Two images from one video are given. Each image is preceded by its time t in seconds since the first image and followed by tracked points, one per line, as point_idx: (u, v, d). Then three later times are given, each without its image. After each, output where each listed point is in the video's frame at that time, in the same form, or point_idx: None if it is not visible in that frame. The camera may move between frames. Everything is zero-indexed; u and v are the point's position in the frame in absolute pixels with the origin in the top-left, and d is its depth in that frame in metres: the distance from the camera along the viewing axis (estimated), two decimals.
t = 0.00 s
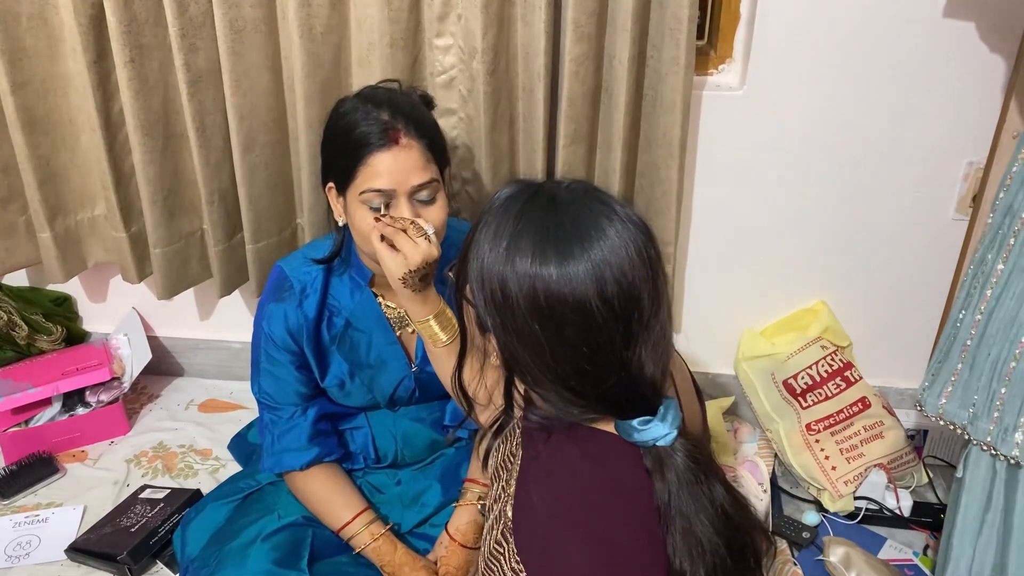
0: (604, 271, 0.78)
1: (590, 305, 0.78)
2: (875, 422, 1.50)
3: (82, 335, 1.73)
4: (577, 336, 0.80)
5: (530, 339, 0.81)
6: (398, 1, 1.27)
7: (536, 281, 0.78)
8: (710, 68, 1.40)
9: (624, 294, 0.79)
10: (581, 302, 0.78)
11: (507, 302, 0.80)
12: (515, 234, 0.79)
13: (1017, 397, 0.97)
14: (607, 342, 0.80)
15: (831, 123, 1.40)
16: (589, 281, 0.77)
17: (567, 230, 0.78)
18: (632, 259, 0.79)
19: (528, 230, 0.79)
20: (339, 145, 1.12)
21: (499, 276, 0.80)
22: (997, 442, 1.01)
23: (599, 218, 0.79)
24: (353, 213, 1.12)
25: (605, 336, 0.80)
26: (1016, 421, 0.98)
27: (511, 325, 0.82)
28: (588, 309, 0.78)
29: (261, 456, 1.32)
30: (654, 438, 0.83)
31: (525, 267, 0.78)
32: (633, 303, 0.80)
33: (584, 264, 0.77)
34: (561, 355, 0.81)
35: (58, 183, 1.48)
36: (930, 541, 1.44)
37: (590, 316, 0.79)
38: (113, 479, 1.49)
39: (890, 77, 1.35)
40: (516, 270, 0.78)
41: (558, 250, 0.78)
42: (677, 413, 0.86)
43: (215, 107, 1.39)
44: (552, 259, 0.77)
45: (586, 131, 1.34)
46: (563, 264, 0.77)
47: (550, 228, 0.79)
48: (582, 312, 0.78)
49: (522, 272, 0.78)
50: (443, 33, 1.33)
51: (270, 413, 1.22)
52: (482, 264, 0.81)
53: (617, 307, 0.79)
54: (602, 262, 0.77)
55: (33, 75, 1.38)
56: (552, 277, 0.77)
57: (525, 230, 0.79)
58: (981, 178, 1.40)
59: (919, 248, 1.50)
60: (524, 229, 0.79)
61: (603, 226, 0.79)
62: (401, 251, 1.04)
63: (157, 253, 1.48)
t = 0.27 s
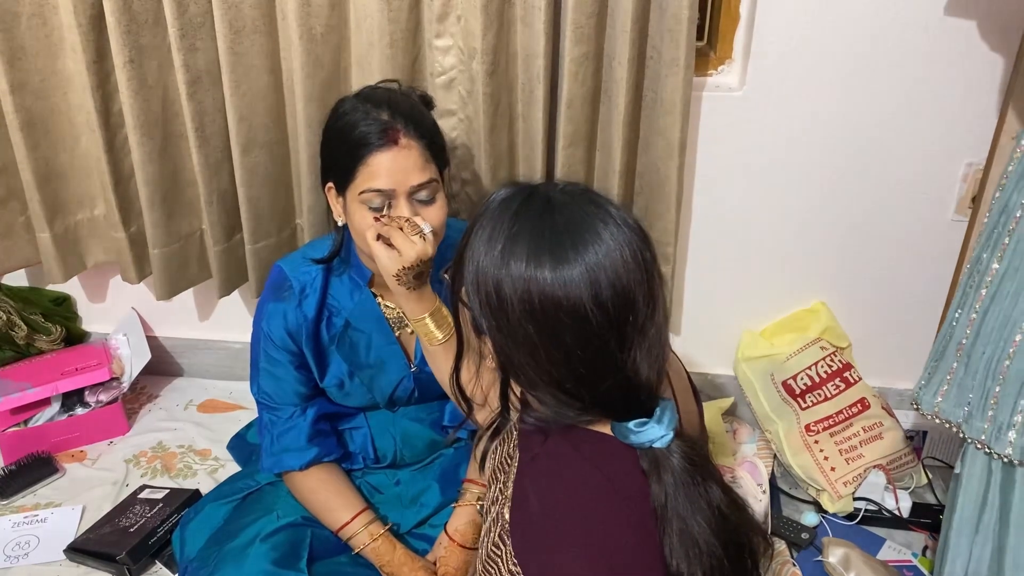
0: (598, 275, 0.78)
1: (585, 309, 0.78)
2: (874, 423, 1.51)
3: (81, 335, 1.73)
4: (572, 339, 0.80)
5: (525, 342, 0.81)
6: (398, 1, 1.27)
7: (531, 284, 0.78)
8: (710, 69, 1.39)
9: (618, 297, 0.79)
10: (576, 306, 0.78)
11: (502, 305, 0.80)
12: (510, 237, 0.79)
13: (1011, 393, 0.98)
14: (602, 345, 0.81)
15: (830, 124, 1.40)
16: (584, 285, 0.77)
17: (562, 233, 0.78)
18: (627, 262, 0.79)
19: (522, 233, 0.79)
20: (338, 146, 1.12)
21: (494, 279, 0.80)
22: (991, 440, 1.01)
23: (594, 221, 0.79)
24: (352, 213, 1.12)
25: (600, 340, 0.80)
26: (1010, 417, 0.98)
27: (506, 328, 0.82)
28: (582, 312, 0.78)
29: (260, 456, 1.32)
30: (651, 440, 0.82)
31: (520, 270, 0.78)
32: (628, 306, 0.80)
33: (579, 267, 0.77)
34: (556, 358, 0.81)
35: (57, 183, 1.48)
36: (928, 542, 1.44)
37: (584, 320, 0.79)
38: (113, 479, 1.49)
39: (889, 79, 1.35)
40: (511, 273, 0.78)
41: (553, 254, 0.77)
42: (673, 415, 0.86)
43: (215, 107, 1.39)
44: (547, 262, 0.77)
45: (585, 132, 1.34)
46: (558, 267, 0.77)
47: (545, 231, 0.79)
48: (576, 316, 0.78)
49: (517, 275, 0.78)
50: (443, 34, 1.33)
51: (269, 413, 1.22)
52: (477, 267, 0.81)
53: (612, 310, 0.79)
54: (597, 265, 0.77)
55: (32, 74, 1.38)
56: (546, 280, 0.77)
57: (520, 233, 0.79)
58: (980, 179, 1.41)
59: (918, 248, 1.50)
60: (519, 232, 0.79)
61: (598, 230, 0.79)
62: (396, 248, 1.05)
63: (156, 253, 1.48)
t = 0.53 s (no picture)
0: (596, 275, 0.78)
1: (583, 309, 0.78)
2: (873, 423, 1.51)
3: (81, 335, 1.73)
4: (570, 339, 0.80)
5: (523, 342, 0.82)
6: (398, 2, 1.27)
7: (530, 284, 0.78)
8: (709, 70, 1.39)
9: (616, 298, 0.79)
10: (574, 306, 0.78)
11: (500, 305, 0.80)
12: (509, 238, 0.79)
13: (1006, 390, 0.98)
14: (600, 345, 0.81)
15: (829, 125, 1.40)
16: (582, 285, 0.78)
17: (560, 233, 0.78)
18: (624, 262, 0.79)
19: (520, 233, 0.79)
20: (338, 146, 1.12)
21: (492, 279, 0.80)
22: (986, 438, 1.02)
23: (592, 221, 0.80)
24: (351, 212, 1.12)
25: (598, 340, 0.80)
26: (1005, 414, 0.99)
27: (504, 328, 0.82)
28: (580, 313, 0.78)
29: (259, 456, 1.32)
30: (648, 440, 0.82)
31: (518, 271, 0.78)
32: (625, 306, 0.80)
33: (576, 268, 0.77)
34: (554, 359, 0.82)
35: (58, 182, 1.49)
36: (927, 542, 1.44)
37: (582, 320, 0.79)
38: (112, 478, 1.50)
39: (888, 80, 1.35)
40: (509, 274, 0.79)
41: (550, 254, 0.78)
42: (670, 414, 0.85)
43: (215, 108, 1.39)
44: (544, 263, 0.78)
45: (585, 133, 1.34)
46: (556, 267, 0.77)
47: (543, 232, 0.79)
48: (574, 316, 0.79)
49: (515, 276, 0.78)
50: (443, 35, 1.33)
51: (269, 413, 1.22)
52: (476, 267, 0.81)
53: (609, 310, 0.79)
54: (594, 266, 0.78)
55: (33, 74, 1.39)
56: (544, 280, 0.78)
57: (518, 233, 0.79)
58: (979, 180, 1.41)
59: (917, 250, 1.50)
60: (517, 232, 0.79)
61: (595, 230, 0.79)
62: (387, 252, 1.07)
63: (156, 252, 1.48)
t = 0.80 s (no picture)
0: (597, 275, 0.78)
1: (583, 309, 0.78)
2: (872, 424, 1.51)
3: (80, 334, 1.73)
4: (570, 340, 0.80)
5: (523, 343, 0.81)
6: (398, 2, 1.27)
7: (530, 284, 0.78)
8: (709, 70, 1.39)
9: (617, 298, 0.79)
10: (574, 307, 0.78)
11: (501, 305, 0.80)
12: (509, 238, 0.79)
13: (1011, 397, 0.99)
14: (600, 346, 0.81)
15: (830, 126, 1.40)
16: (582, 285, 0.78)
17: (560, 233, 0.78)
18: (625, 263, 0.79)
19: (520, 233, 0.79)
20: (338, 145, 1.11)
21: (492, 279, 0.80)
22: (991, 442, 1.02)
23: (592, 221, 0.80)
24: (350, 211, 1.12)
25: (598, 340, 0.80)
26: (1010, 420, 0.99)
27: (504, 329, 0.82)
28: (580, 313, 0.78)
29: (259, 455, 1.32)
30: (648, 440, 0.82)
31: (518, 271, 0.78)
32: (626, 307, 0.80)
33: (577, 268, 0.77)
34: (554, 359, 0.82)
35: (57, 181, 1.48)
36: (926, 543, 1.44)
37: (582, 321, 0.79)
38: (111, 477, 1.50)
39: (888, 81, 1.35)
40: (509, 274, 0.79)
41: (551, 255, 0.78)
42: (670, 415, 0.85)
43: (214, 107, 1.39)
44: (545, 263, 0.78)
45: (584, 133, 1.34)
46: (557, 267, 0.77)
47: (543, 232, 0.79)
48: (574, 316, 0.79)
49: (515, 276, 0.78)
50: (443, 35, 1.33)
51: (268, 412, 1.22)
52: (476, 267, 0.81)
53: (609, 310, 0.79)
54: (595, 266, 0.78)
55: (32, 73, 1.38)
56: (545, 281, 0.78)
57: (519, 234, 0.79)
58: (979, 181, 1.41)
59: (916, 250, 1.50)
60: (518, 232, 0.79)
61: (596, 230, 0.79)
62: (390, 250, 1.07)
63: (155, 252, 1.48)
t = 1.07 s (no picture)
0: (599, 274, 0.78)
1: (586, 309, 0.78)
2: (872, 424, 1.51)
3: (80, 333, 1.73)
4: (572, 339, 0.80)
5: (525, 342, 0.82)
6: (399, 1, 1.27)
7: (532, 283, 0.78)
8: (710, 70, 1.40)
9: (619, 298, 0.79)
10: (576, 306, 0.78)
11: (503, 304, 0.80)
12: (512, 237, 0.79)
13: (1010, 398, 0.99)
14: (602, 345, 0.81)
15: (831, 126, 1.40)
16: (584, 285, 0.78)
17: (562, 232, 0.78)
18: (627, 262, 0.79)
19: (523, 232, 0.79)
20: (339, 145, 1.12)
21: (495, 278, 0.80)
22: (992, 443, 1.02)
23: (595, 221, 0.80)
24: (352, 211, 1.12)
25: (600, 340, 0.80)
26: (1010, 421, 0.99)
27: (507, 328, 0.82)
28: (583, 312, 0.79)
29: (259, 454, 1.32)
30: (649, 439, 0.82)
31: (520, 270, 0.78)
32: (628, 306, 0.80)
33: (579, 267, 0.77)
34: (556, 358, 0.82)
35: (58, 180, 1.49)
36: (926, 543, 1.44)
37: (585, 320, 0.79)
38: (111, 476, 1.50)
39: (889, 82, 1.35)
40: (512, 273, 0.79)
41: (553, 253, 0.78)
42: (672, 414, 0.86)
43: (215, 106, 1.39)
44: (548, 262, 0.78)
45: (585, 132, 1.34)
46: (559, 266, 0.77)
47: (546, 231, 0.79)
48: (577, 315, 0.79)
49: (518, 275, 0.78)
50: (444, 34, 1.33)
51: (269, 411, 1.22)
52: (479, 267, 0.81)
53: (611, 310, 0.79)
54: (597, 265, 0.78)
55: (34, 72, 1.39)
56: (548, 279, 0.78)
57: (521, 233, 0.79)
58: (979, 181, 1.41)
59: (916, 251, 1.50)
60: (520, 231, 0.79)
61: (599, 229, 0.79)
62: (395, 247, 1.06)
63: (156, 251, 1.48)
